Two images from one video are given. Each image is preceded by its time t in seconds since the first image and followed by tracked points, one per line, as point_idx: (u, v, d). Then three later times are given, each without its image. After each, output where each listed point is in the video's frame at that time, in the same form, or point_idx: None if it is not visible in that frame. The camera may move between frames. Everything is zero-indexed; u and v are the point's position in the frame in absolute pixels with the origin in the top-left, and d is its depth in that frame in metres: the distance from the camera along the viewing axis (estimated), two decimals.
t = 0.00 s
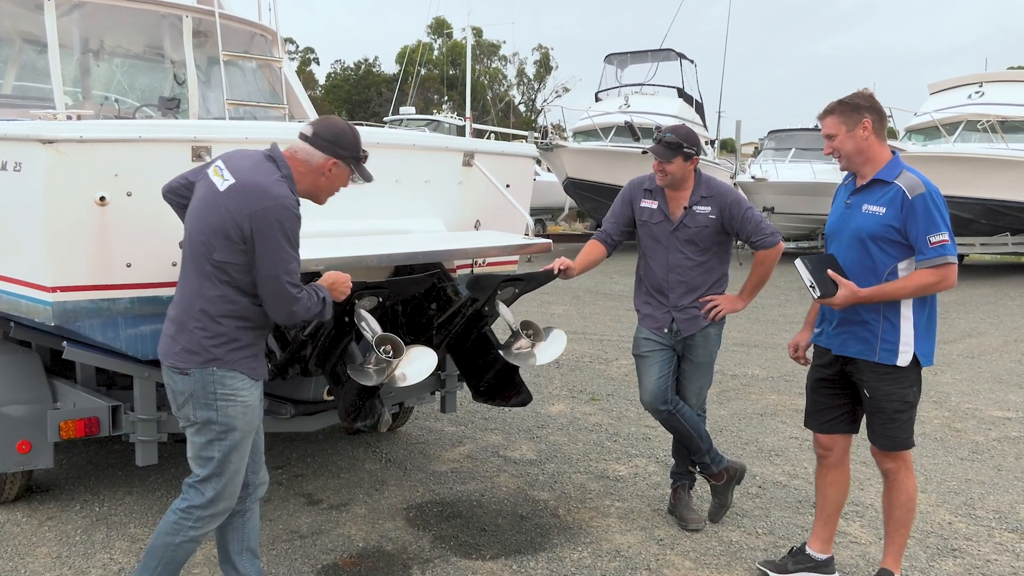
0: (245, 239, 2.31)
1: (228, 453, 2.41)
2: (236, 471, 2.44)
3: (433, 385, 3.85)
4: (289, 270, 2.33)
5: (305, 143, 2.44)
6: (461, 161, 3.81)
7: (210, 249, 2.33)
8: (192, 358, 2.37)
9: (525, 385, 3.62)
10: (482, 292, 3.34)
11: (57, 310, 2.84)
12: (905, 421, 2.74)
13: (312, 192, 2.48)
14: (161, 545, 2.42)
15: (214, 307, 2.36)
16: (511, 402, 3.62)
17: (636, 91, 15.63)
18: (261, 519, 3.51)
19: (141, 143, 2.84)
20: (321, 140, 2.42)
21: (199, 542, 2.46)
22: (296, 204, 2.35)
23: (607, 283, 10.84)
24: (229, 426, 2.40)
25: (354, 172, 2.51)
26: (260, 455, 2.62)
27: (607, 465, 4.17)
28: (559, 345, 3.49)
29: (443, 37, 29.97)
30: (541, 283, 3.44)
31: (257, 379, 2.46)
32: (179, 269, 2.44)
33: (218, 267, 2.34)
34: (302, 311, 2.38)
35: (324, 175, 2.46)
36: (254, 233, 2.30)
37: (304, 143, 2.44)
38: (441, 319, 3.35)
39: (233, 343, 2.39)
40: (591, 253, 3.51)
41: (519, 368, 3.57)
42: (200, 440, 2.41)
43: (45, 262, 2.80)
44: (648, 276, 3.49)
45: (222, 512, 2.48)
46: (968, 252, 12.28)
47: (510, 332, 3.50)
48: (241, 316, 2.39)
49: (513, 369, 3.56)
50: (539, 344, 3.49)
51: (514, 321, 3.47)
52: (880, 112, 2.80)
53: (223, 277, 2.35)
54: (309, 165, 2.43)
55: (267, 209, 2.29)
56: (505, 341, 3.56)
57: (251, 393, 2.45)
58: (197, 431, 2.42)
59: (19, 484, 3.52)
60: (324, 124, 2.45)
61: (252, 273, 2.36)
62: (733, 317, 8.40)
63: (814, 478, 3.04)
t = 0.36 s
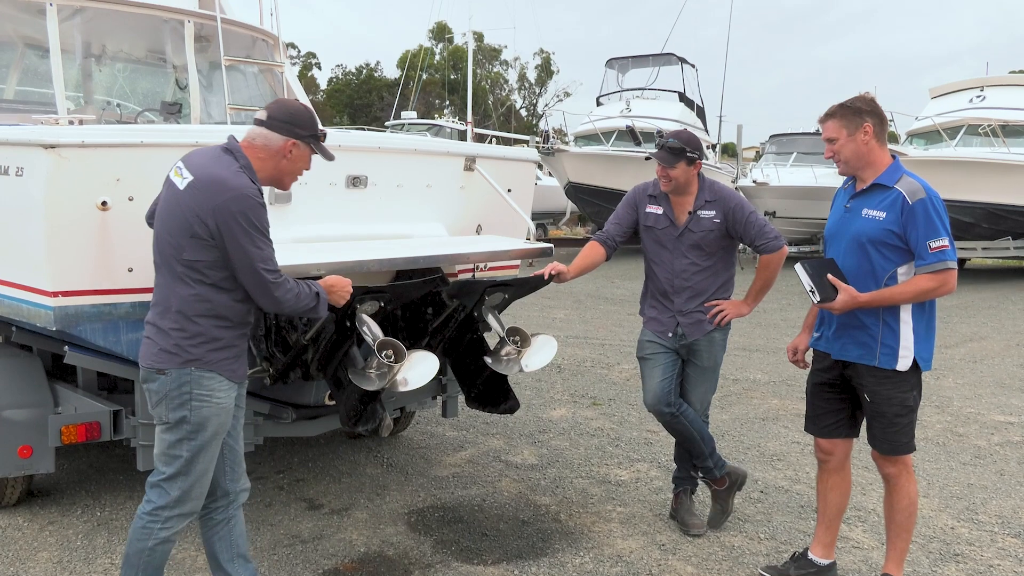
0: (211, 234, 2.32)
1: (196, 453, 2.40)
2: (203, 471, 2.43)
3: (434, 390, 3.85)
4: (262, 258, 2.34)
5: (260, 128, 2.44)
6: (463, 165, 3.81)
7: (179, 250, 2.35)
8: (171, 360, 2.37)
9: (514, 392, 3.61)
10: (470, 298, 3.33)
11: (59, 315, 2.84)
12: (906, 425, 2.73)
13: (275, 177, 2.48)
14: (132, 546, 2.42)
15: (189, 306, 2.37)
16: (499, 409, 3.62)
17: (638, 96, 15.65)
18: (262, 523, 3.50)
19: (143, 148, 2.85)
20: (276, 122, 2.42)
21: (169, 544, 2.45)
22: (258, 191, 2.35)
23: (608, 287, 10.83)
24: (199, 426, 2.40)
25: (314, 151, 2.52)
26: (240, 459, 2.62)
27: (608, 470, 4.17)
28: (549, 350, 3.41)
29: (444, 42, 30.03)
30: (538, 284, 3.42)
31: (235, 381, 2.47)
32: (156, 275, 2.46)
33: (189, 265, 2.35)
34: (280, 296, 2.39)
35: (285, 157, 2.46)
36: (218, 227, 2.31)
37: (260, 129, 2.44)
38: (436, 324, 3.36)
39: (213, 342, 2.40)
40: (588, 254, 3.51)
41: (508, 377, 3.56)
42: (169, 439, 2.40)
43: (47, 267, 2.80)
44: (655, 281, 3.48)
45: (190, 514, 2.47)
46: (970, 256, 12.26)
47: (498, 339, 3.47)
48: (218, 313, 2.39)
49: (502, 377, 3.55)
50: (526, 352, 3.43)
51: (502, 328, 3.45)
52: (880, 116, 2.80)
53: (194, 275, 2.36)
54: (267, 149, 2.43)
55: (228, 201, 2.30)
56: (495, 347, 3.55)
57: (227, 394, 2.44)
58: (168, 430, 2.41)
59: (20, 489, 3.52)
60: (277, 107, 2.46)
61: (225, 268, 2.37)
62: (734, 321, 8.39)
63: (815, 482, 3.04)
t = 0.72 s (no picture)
0: (200, 233, 2.33)
1: (201, 456, 2.41)
2: (208, 474, 2.44)
3: (440, 393, 3.85)
4: (253, 250, 2.35)
5: (237, 125, 2.44)
6: (468, 169, 3.82)
7: (168, 252, 2.36)
8: (169, 363, 2.37)
9: (535, 393, 3.57)
10: (491, 300, 3.32)
11: (66, 319, 2.85)
12: (911, 429, 2.72)
13: (256, 172, 2.48)
14: (139, 551, 2.42)
15: (183, 308, 2.37)
16: (520, 409, 3.58)
17: (643, 99, 15.66)
18: (267, 527, 3.50)
19: (150, 151, 2.86)
20: (251, 115, 2.42)
21: (177, 547, 2.45)
22: (242, 186, 2.37)
23: (613, 290, 10.82)
24: (201, 428, 2.40)
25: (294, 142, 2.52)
26: (237, 462, 2.63)
27: (613, 474, 4.16)
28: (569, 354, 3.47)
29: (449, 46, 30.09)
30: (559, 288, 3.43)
31: (234, 384, 2.47)
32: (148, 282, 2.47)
33: (179, 267, 2.36)
34: (276, 287, 2.39)
35: (265, 150, 2.46)
36: (204, 224, 2.32)
37: (236, 124, 2.44)
38: (447, 327, 3.32)
39: (210, 343, 2.40)
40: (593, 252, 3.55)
41: (529, 377, 3.53)
42: (173, 443, 2.41)
43: (53, 271, 2.81)
44: (655, 277, 3.48)
45: (197, 517, 2.47)
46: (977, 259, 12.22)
47: (521, 339, 3.51)
48: (212, 312, 2.40)
49: (522, 376, 3.52)
50: (550, 352, 3.49)
51: (524, 329, 3.47)
52: (885, 120, 2.79)
53: (184, 276, 2.37)
54: (245, 144, 2.43)
55: (212, 198, 2.31)
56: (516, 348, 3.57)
57: (228, 396, 2.45)
58: (170, 435, 2.42)
59: (26, 492, 3.53)
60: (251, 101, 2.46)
61: (216, 266, 2.38)
62: (739, 325, 8.38)
63: (821, 487, 3.02)
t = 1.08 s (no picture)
0: (185, 232, 2.34)
1: (192, 456, 2.41)
2: (200, 474, 2.44)
3: (444, 397, 3.85)
4: (237, 248, 2.35)
5: (216, 120, 2.45)
6: (472, 173, 3.82)
7: (155, 252, 2.36)
8: (159, 364, 2.37)
9: (533, 398, 3.62)
10: (489, 305, 3.38)
11: (73, 321, 2.86)
12: (915, 435, 2.71)
13: (241, 164, 2.48)
14: (135, 554, 2.43)
15: (171, 308, 2.37)
16: (518, 415, 3.62)
17: (647, 104, 15.68)
18: (271, 530, 3.51)
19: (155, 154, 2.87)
20: (228, 109, 2.42)
21: (173, 548, 2.46)
22: (226, 185, 2.37)
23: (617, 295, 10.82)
24: (192, 428, 2.40)
25: (275, 130, 2.51)
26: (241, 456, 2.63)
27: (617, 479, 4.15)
28: (565, 359, 3.46)
29: (454, 50, 30.17)
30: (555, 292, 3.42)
31: (225, 383, 2.46)
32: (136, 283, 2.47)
33: (166, 266, 2.36)
34: (262, 285, 2.39)
35: (246, 142, 2.46)
36: (189, 223, 2.33)
37: (215, 120, 2.44)
38: (450, 331, 3.35)
39: (198, 344, 2.40)
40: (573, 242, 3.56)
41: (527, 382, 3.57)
42: (165, 444, 2.41)
43: (59, 273, 2.82)
44: (637, 279, 3.51)
45: (191, 518, 2.48)
46: (982, 265, 12.18)
47: (516, 345, 3.51)
48: (200, 312, 2.40)
49: (520, 382, 3.57)
50: (544, 358, 3.46)
51: (520, 334, 3.51)
52: (889, 126, 2.78)
53: (171, 276, 2.37)
54: (226, 138, 2.44)
55: (196, 197, 2.31)
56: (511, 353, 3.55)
57: (218, 395, 2.44)
58: (162, 434, 2.42)
59: (31, 494, 3.54)
60: (227, 94, 2.45)
61: (201, 266, 2.38)
62: (743, 330, 8.38)
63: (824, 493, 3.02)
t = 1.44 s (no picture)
0: (168, 231, 2.34)
1: (170, 456, 2.40)
2: (177, 475, 2.43)
3: (443, 399, 3.86)
4: (222, 244, 2.37)
5: (186, 117, 2.44)
6: (472, 174, 3.82)
7: (137, 251, 2.36)
8: (139, 365, 2.37)
9: (526, 401, 3.67)
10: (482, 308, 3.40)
11: (72, 324, 2.86)
12: (914, 434, 2.71)
13: (223, 157, 2.49)
14: (118, 559, 2.42)
15: (153, 309, 2.37)
16: (512, 418, 3.65)
17: (646, 105, 15.70)
18: (271, 532, 3.50)
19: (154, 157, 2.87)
20: (197, 104, 2.42)
21: (155, 549, 2.45)
22: (207, 182, 2.38)
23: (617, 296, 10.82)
24: (170, 429, 2.39)
25: (246, 119, 2.51)
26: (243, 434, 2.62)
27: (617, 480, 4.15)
28: (559, 360, 3.47)
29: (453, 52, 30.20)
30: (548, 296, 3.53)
31: (205, 384, 2.46)
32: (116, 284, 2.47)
33: (148, 266, 2.37)
34: (250, 283, 2.41)
35: (220, 134, 2.46)
36: (172, 222, 2.33)
37: (186, 117, 2.44)
38: (447, 333, 3.33)
39: (179, 346, 2.40)
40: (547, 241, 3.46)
41: (520, 385, 3.61)
42: (142, 444, 2.41)
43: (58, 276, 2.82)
44: (601, 279, 3.51)
45: (169, 518, 2.48)
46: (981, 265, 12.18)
47: (510, 348, 3.50)
48: (182, 313, 2.40)
49: (514, 387, 3.60)
50: (538, 360, 3.47)
51: (513, 337, 3.52)
52: (877, 128, 2.79)
53: (153, 276, 2.37)
54: (200, 132, 2.44)
55: (177, 195, 2.31)
56: (506, 357, 3.55)
57: (197, 396, 2.44)
58: (140, 435, 2.42)
59: (30, 497, 3.53)
60: (194, 89, 2.45)
61: (184, 265, 2.39)
62: (743, 330, 8.38)
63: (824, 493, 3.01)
